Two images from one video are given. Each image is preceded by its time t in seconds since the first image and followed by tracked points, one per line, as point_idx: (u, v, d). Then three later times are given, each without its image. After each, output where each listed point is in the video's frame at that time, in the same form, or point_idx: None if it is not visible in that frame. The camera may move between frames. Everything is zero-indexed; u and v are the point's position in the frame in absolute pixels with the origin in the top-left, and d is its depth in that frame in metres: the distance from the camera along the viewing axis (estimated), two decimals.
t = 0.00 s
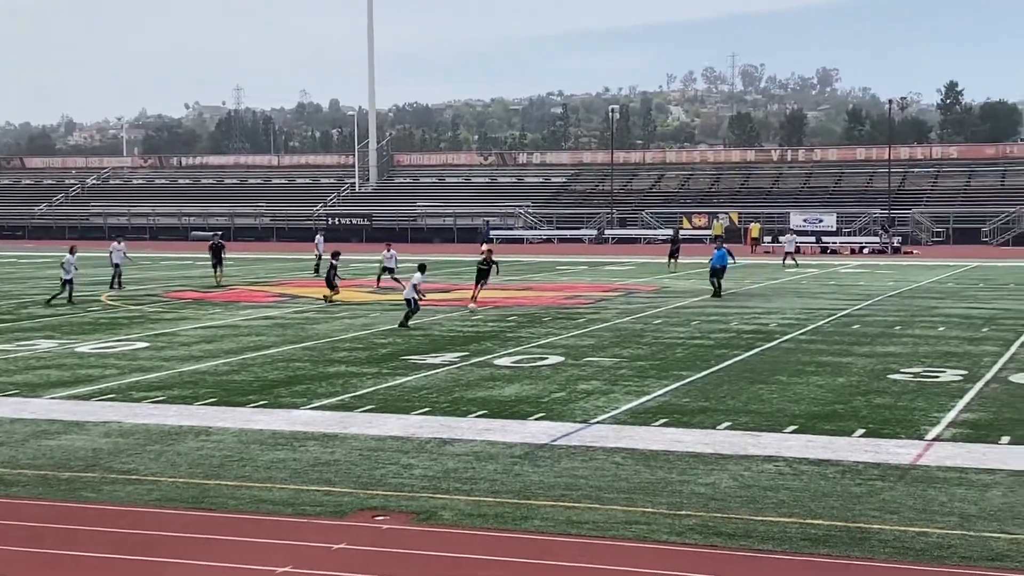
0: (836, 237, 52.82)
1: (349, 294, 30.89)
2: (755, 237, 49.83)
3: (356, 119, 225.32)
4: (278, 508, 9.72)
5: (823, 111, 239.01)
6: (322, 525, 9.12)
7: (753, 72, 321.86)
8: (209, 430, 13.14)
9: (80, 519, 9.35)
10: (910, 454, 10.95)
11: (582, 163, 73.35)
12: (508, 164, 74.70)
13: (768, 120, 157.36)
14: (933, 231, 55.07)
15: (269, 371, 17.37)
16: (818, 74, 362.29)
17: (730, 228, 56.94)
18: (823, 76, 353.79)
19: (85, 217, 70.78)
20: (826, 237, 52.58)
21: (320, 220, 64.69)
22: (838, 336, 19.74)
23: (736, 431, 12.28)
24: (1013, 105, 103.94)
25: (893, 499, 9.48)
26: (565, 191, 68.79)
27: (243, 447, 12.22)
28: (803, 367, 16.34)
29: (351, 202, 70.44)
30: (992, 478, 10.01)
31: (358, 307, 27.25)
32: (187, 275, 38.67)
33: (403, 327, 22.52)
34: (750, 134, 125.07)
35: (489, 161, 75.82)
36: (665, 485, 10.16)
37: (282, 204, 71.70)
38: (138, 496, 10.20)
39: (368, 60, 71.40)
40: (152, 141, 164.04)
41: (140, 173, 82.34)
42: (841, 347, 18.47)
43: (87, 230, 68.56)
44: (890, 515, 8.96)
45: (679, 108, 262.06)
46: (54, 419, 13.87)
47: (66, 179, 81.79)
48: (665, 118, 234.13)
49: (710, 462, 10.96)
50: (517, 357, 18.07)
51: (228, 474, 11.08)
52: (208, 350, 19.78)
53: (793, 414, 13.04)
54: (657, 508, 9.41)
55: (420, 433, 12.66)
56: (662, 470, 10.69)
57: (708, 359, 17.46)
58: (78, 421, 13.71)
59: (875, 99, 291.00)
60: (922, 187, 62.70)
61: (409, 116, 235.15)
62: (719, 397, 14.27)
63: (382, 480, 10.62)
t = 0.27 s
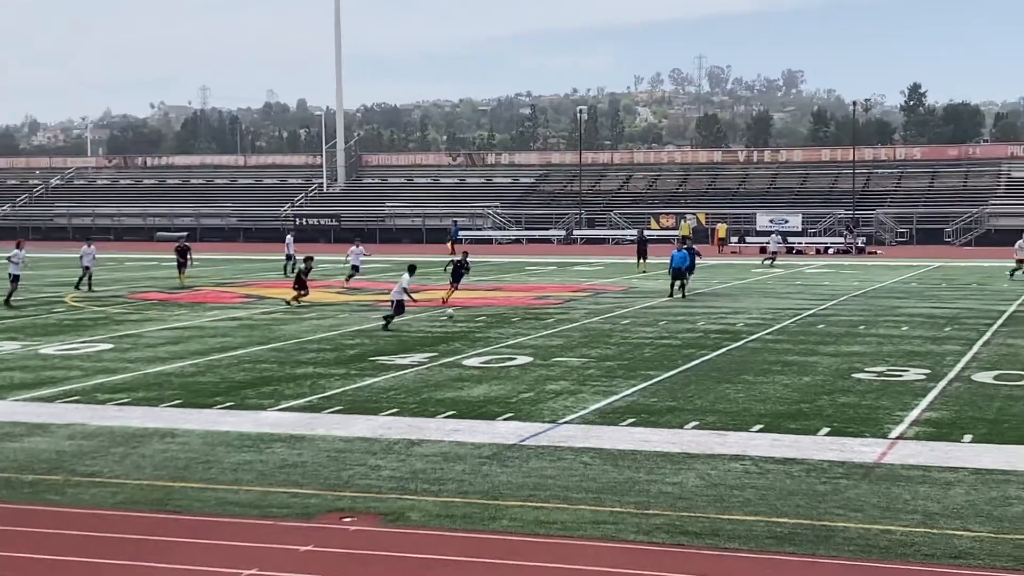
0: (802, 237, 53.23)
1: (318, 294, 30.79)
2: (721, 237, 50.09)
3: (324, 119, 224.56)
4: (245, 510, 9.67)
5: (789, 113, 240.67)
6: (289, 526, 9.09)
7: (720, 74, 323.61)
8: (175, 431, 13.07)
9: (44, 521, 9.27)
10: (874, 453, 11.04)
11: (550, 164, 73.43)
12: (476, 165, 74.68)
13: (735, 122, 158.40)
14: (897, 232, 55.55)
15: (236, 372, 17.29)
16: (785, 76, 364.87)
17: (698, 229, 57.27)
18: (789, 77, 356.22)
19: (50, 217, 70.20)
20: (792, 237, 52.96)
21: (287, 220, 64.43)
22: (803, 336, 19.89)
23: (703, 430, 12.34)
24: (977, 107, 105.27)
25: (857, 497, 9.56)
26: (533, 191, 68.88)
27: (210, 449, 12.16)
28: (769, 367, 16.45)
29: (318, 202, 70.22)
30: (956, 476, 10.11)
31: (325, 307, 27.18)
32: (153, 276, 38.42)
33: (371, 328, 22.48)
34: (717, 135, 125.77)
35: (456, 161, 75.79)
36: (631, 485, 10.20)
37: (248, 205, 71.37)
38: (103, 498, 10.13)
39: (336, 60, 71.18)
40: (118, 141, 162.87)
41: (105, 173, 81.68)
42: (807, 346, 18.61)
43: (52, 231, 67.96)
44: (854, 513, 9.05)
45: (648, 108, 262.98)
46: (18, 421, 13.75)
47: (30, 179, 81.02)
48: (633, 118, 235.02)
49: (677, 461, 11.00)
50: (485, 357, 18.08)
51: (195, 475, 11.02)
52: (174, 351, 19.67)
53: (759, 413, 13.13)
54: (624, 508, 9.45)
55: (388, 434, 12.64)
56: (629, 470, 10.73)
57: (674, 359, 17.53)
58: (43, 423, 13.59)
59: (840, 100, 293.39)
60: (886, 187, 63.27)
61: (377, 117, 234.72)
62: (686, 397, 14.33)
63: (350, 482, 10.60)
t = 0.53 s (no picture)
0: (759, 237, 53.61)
1: (275, 296, 30.56)
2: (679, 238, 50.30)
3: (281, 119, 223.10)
4: (200, 513, 9.54)
5: (745, 113, 242.60)
6: (246, 529, 8.99)
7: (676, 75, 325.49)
8: (130, 434, 12.89)
9: None
10: (830, 453, 11.10)
11: (508, 164, 73.39)
12: (434, 165, 74.53)
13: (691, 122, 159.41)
14: (853, 232, 56.06)
15: (192, 374, 17.10)
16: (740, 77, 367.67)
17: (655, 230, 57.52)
18: (745, 78, 358.95)
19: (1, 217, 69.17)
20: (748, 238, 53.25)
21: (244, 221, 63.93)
22: (760, 336, 20.01)
23: (661, 430, 12.36)
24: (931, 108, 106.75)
25: (813, 496, 9.61)
26: (491, 192, 68.84)
27: (164, 452, 11.99)
28: (726, 367, 16.53)
29: (275, 203, 69.73)
30: (911, 476, 10.19)
31: (283, 308, 27.00)
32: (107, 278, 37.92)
33: (328, 330, 22.33)
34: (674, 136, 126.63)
35: (414, 162, 75.59)
36: (589, 485, 10.19)
37: (204, 206, 70.79)
38: (56, 502, 9.96)
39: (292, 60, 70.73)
40: (71, 142, 160.83)
41: (58, 173, 80.59)
42: (763, 346, 18.71)
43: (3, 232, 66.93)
44: (810, 513, 9.08)
45: (605, 109, 263.83)
46: None
47: None
48: (590, 119, 235.71)
49: (635, 462, 11.01)
50: (443, 359, 18.02)
51: (150, 478, 10.86)
52: (128, 353, 19.41)
53: (716, 413, 13.17)
54: (581, 508, 9.44)
55: (346, 436, 12.54)
56: (588, 471, 10.72)
57: (632, 360, 17.55)
58: None
59: (795, 101, 296.04)
60: (842, 188, 63.85)
61: (334, 117, 233.60)
62: (644, 397, 14.35)
63: (307, 484, 10.49)
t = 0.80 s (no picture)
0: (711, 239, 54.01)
1: (229, 298, 30.30)
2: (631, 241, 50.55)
3: (232, 121, 221.27)
4: (149, 517, 9.41)
5: (696, 116, 244.60)
6: (197, 533, 8.88)
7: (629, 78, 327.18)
8: (79, 438, 12.70)
9: None
10: (780, 454, 11.18)
11: (462, 165, 73.34)
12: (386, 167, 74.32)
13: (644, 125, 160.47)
14: (804, 234, 56.61)
15: (142, 377, 16.89)
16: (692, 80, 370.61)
17: (606, 232, 57.68)
18: (697, 81, 361.70)
19: None
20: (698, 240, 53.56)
21: (195, 223, 63.32)
22: (712, 338, 20.14)
23: (613, 432, 12.39)
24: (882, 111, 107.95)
25: (763, 497, 9.67)
26: (444, 194, 68.72)
27: (114, 456, 11.82)
28: (677, 369, 16.62)
29: (227, 205, 69.13)
30: (859, 476, 10.29)
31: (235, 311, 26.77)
32: (55, 280, 37.39)
33: (279, 332, 22.17)
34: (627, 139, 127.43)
35: (367, 164, 75.34)
36: (541, 487, 10.18)
37: (154, 208, 70.00)
38: (3, 507, 9.77)
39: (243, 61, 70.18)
40: (18, 143, 158.36)
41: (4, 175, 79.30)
42: (714, 348, 18.84)
43: None
44: (760, 513, 9.14)
45: (558, 111, 264.18)
46: None
47: None
48: (543, 121, 236.22)
49: (586, 463, 11.02)
50: (395, 361, 17.95)
51: (100, 482, 10.70)
52: (77, 356, 19.13)
53: (668, 415, 13.23)
54: (534, 510, 9.43)
55: (298, 439, 12.44)
56: (540, 472, 10.71)
57: (583, 361, 17.59)
58: None
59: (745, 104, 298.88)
60: (793, 191, 64.35)
61: (286, 119, 232.12)
62: (595, 399, 14.36)
63: (258, 487, 10.39)
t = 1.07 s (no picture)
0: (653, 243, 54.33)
1: (176, 302, 29.95)
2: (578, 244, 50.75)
3: (175, 123, 218.70)
4: (93, 523, 9.24)
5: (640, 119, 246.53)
6: (143, 539, 8.73)
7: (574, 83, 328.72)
8: (22, 443, 12.45)
9: None
10: (722, 455, 11.25)
11: (406, 168, 73.10)
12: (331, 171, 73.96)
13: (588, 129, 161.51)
14: (748, 238, 57.23)
15: (87, 382, 16.61)
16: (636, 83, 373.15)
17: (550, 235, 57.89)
18: (642, 85, 364.38)
19: None
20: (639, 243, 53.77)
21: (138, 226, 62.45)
22: (655, 340, 20.26)
23: (559, 435, 12.39)
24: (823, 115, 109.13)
25: (708, 499, 9.71)
26: (389, 198, 68.43)
27: (57, 461, 11.60)
28: (623, 371, 16.67)
29: (171, 207, 68.28)
30: (803, 477, 10.38)
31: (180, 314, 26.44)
32: None
33: (225, 336, 21.95)
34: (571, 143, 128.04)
35: (311, 167, 74.88)
36: (488, 490, 10.15)
37: (96, 211, 68.95)
38: None
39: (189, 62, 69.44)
40: None
41: None
42: (659, 350, 18.94)
43: None
44: (705, 515, 9.19)
45: (503, 116, 264.85)
46: None
47: None
48: (489, 125, 236.52)
49: (532, 466, 11.01)
50: (342, 364, 17.83)
51: (43, 488, 10.49)
52: (19, 361, 18.75)
53: (613, 417, 13.26)
54: (480, 513, 9.40)
55: (244, 443, 12.30)
56: (486, 476, 10.69)
57: (528, 364, 17.60)
58: None
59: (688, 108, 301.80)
60: (736, 195, 64.78)
61: (230, 121, 229.92)
62: (541, 402, 14.36)
63: (204, 493, 10.26)
